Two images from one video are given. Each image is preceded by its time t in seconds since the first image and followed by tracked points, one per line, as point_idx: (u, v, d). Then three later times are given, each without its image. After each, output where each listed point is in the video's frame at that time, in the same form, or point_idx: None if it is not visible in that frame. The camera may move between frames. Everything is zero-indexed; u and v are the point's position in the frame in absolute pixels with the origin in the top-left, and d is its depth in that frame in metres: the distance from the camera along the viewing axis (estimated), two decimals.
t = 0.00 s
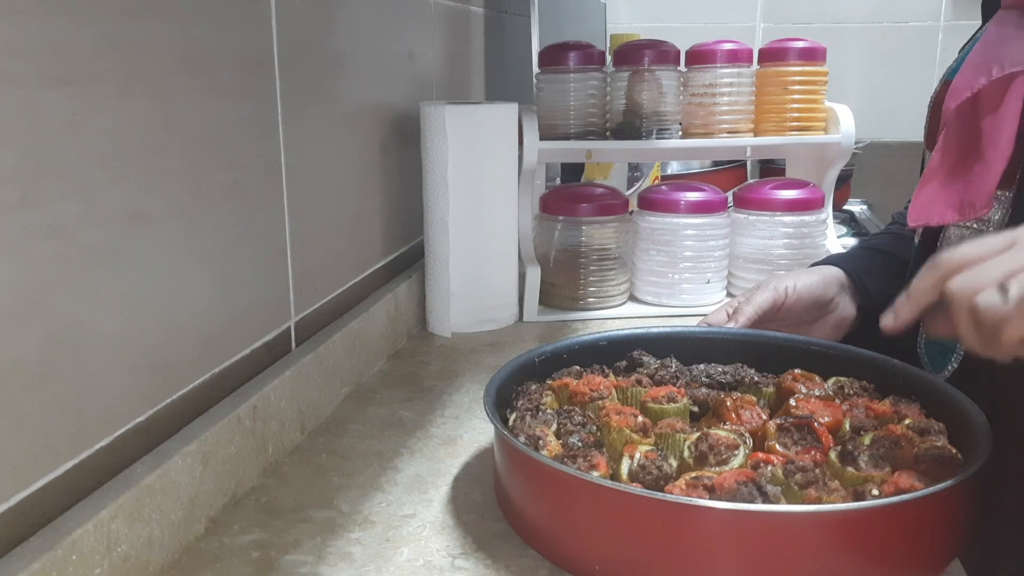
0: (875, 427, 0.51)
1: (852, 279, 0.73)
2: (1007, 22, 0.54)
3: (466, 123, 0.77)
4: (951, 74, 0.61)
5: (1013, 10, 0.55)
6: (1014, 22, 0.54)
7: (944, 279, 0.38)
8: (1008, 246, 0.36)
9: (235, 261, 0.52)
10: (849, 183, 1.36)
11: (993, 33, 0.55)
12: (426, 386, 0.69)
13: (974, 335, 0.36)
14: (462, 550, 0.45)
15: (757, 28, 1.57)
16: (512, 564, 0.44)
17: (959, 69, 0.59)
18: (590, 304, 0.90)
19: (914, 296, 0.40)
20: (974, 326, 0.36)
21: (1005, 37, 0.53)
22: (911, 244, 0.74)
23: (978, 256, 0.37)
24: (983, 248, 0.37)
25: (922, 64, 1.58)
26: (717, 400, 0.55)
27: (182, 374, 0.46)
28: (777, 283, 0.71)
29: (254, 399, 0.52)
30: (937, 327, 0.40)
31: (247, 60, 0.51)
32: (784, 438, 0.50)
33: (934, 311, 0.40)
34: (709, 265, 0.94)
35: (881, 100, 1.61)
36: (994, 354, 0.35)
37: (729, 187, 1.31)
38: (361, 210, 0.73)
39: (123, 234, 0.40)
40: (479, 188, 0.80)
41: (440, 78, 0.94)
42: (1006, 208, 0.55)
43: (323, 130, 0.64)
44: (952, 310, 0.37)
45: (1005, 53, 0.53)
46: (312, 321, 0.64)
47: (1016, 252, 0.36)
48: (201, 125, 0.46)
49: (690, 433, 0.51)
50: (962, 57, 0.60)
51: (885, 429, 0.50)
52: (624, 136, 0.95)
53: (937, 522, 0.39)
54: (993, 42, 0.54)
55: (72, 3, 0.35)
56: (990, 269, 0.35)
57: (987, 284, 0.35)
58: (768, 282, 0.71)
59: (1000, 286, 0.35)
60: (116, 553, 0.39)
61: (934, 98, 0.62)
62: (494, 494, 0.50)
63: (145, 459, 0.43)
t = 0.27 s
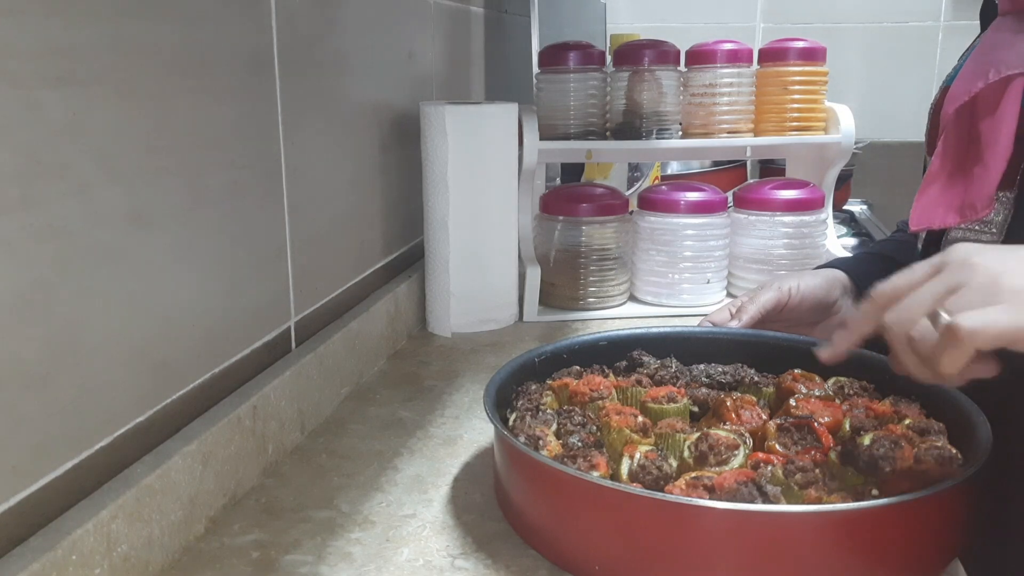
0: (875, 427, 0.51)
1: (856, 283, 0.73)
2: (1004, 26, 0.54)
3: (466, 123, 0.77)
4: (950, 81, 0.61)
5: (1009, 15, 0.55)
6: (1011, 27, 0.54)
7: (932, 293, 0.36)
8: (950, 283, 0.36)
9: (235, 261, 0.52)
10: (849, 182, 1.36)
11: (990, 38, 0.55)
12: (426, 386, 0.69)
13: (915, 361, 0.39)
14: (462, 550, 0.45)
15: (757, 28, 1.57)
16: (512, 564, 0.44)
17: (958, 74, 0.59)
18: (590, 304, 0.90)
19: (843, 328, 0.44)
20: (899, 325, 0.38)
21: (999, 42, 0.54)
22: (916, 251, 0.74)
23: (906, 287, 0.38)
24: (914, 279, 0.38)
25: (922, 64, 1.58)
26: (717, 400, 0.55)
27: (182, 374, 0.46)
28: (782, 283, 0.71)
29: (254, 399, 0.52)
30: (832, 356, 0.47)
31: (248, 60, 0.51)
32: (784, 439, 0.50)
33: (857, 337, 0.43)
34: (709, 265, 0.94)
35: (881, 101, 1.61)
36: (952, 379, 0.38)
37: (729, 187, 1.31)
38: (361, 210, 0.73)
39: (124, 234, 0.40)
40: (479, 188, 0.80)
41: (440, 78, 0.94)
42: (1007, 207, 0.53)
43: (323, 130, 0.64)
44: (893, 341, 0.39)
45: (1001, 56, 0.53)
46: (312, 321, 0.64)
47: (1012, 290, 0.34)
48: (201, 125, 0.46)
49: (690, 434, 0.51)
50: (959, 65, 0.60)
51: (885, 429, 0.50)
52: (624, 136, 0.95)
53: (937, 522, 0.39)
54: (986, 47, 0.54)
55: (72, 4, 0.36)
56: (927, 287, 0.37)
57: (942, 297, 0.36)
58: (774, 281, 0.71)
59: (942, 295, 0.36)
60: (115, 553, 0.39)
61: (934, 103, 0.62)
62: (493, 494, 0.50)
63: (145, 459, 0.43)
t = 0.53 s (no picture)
0: (875, 427, 0.51)
1: (855, 280, 0.73)
2: (1004, 24, 0.54)
3: (466, 123, 0.77)
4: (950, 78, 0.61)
5: (1009, 13, 0.54)
6: (1011, 25, 0.54)
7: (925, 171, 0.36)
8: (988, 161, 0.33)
9: (235, 262, 0.52)
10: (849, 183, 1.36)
11: (991, 36, 0.55)
12: (426, 386, 0.69)
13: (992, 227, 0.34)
14: (462, 550, 0.45)
15: (757, 28, 1.57)
16: (512, 564, 0.44)
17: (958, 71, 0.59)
18: (590, 304, 0.90)
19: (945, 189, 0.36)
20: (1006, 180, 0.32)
21: (1002, 40, 0.54)
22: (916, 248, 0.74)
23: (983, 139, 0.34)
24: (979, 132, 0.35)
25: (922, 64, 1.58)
26: (718, 400, 0.55)
27: (182, 374, 0.46)
28: (779, 278, 0.72)
29: (254, 399, 0.52)
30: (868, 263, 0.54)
31: (248, 60, 0.51)
32: (784, 438, 0.50)
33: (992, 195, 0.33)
34: (709, 265, 0.94)
35: (881, 101, 1.61)
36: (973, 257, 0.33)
37: (729, 187, 1.31)
38: (361, 210, 0.73)
39: (123, 234, 0.40)
40: (479, 189, 0.80)
41: (440, 78, 0.94)
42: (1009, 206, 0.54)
43: (323, 130, 0.64)
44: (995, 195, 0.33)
45: (1000, 56, 0.53)
46: (312, 321, 0.64)
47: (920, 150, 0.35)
48: (201, 125, 0.46)
49: (690, 433, 0.51)
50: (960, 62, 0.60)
51: (885, 429, 0.50)
52: (624, 136, 0.95)
53: (937, 522, 0.39)
54: (988, 45, 0.54)
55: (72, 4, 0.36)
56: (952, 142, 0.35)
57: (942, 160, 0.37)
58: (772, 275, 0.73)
59: (964, 155, 0.33)
60: (116, 553, 0.39)
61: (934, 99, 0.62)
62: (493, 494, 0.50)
63: (145, 459, 0.43)
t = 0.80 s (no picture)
0: (875, 428, 0.51)
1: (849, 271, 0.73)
2: (1006, 19, 0.54)
3: (466, 123, 0.77)
4: (950, 70, 0.61)
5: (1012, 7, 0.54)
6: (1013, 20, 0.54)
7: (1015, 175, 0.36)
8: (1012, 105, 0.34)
9: (235, 262, 0.52)
10: (849, 183, 1.36)
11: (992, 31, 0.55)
12: (426, 386, 0.69)
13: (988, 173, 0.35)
14: (462, 550, 0.45)
15: (757, 28, 1.57)
16: (512, 564, 0.44)
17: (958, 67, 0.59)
18: (590, 304, 0.90)
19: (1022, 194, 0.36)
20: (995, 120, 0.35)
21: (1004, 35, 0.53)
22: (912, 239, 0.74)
23: None
24: None
25: (922, 64, 1.58)
26: (718, 400, 0.55)
27: (182, 374, 0.46)
28: (774, 237, 0.71)
29: (254, 399, 0.52)
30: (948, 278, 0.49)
31: (248, 60, 0.51)
32: (784, 438, 0.50)
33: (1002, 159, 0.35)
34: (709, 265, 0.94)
35: (881, 101, 1.61)
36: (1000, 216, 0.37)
37: (728, 187, 1.31)
38: (361, 211, 0.73)
39: (124, 234, 0.40)
40: (479, 189, 0.80)
41: (440, 78, 0.94)
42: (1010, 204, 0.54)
43: (323, 130, 0.64)
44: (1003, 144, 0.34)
45: (1003, 52, 0.52)
46: (312, 321, 0.64)
47: None
48: (201, 125, 0.46)
49: (690, 433, 0.51)
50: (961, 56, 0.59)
51: (885, 430, 0.50)
52: (624, 136, 0.95)
53: (937, 522, 0.39)
54: (993, 39, 0.53)
55: (72, 4, 0.36)
56: None
57: None
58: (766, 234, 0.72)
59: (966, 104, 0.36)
60: (116, 553, 0.39)
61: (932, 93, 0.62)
62: (493, 494, 0.50)
63: (145, 459, 0.43)
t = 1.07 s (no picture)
0: (875, 428, 0.51)
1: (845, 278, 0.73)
2: (1010, 19, 0.55)
3: (466, 123, 0.77)
4: (951, 72, 0.61)
5: (1013, 7, 0.55)
6: (1015, 21, 0.54)
7: None
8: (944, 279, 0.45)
9: (235, 262, 0.52)
10: (849, 183, 1.36)
11: (996, 32, 0.55)
12: (426, 386, 0.69)
13: (961, 344, 0.44)
14: (462, 550, 0.45)
15: (757, 28, 1.57)
16: (512, 564, 0.44)
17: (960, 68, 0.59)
18: (590, 304, 0.90)
19: None
20: (908, 317, 0.47)
21: (1007, 37, 0.54)
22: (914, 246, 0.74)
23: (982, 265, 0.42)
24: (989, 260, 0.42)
25: (922, 64, 1.58)
26: (718, 400, 0.55)
27: (182, 374, 0.46)
28: (767, 275, 0.71)
29: (254, 399, 0.52)
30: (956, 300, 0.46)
31: (247, 60, 0.51)
32: (784, 439, 0.50)
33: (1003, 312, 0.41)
34: (709, 265, 0.94)
35: (881, 100, 1.61)
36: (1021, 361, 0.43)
37: (728, 187, 1.31)
38: (361, 211, 0.73)
39: (123, 234, 0.40)
40: (480, 188, 0.80)
41: (440, 78, 0.94)
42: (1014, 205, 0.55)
43: (323, 131, 0.64)
44: (949, 323, 0.44)
45: (1007, 53, 0.53)
46: (311, 321, 0.64)
47: None
48: (200, 125, 0.46)
49: (690, 434, 0.51)
50: (962, 57, 0.60)
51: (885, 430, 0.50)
52: (624, 136, 0.95)
53: (937, 522, 0.39)
54: (998, 39, 0.54)
55: (71, 4, 0.36)
56: None
57: None
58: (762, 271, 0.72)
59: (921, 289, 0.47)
60: (116, 553, 0.39)
61: (935, 94, 0.62)
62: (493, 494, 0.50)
63: (145, 459, 0.43)
